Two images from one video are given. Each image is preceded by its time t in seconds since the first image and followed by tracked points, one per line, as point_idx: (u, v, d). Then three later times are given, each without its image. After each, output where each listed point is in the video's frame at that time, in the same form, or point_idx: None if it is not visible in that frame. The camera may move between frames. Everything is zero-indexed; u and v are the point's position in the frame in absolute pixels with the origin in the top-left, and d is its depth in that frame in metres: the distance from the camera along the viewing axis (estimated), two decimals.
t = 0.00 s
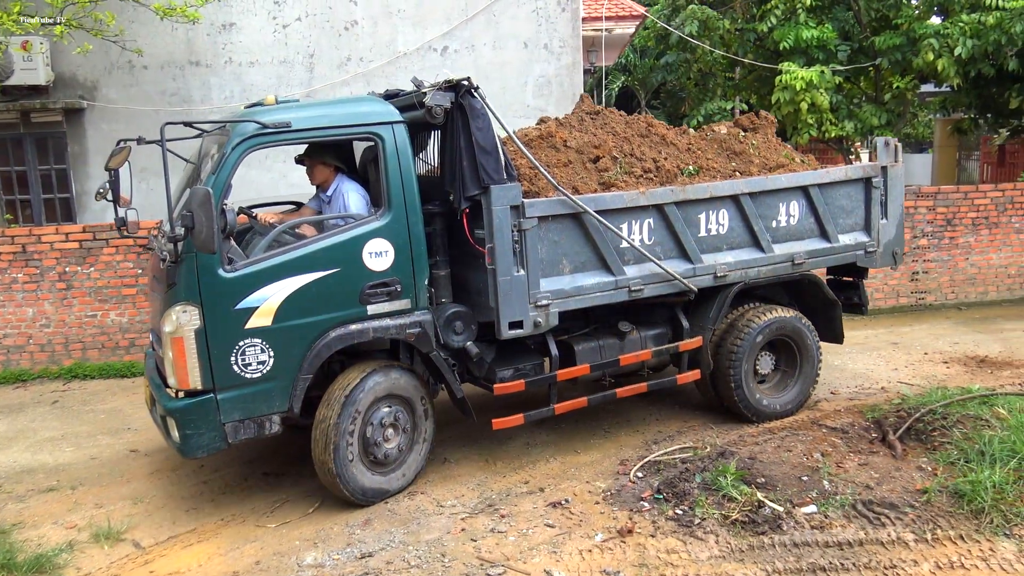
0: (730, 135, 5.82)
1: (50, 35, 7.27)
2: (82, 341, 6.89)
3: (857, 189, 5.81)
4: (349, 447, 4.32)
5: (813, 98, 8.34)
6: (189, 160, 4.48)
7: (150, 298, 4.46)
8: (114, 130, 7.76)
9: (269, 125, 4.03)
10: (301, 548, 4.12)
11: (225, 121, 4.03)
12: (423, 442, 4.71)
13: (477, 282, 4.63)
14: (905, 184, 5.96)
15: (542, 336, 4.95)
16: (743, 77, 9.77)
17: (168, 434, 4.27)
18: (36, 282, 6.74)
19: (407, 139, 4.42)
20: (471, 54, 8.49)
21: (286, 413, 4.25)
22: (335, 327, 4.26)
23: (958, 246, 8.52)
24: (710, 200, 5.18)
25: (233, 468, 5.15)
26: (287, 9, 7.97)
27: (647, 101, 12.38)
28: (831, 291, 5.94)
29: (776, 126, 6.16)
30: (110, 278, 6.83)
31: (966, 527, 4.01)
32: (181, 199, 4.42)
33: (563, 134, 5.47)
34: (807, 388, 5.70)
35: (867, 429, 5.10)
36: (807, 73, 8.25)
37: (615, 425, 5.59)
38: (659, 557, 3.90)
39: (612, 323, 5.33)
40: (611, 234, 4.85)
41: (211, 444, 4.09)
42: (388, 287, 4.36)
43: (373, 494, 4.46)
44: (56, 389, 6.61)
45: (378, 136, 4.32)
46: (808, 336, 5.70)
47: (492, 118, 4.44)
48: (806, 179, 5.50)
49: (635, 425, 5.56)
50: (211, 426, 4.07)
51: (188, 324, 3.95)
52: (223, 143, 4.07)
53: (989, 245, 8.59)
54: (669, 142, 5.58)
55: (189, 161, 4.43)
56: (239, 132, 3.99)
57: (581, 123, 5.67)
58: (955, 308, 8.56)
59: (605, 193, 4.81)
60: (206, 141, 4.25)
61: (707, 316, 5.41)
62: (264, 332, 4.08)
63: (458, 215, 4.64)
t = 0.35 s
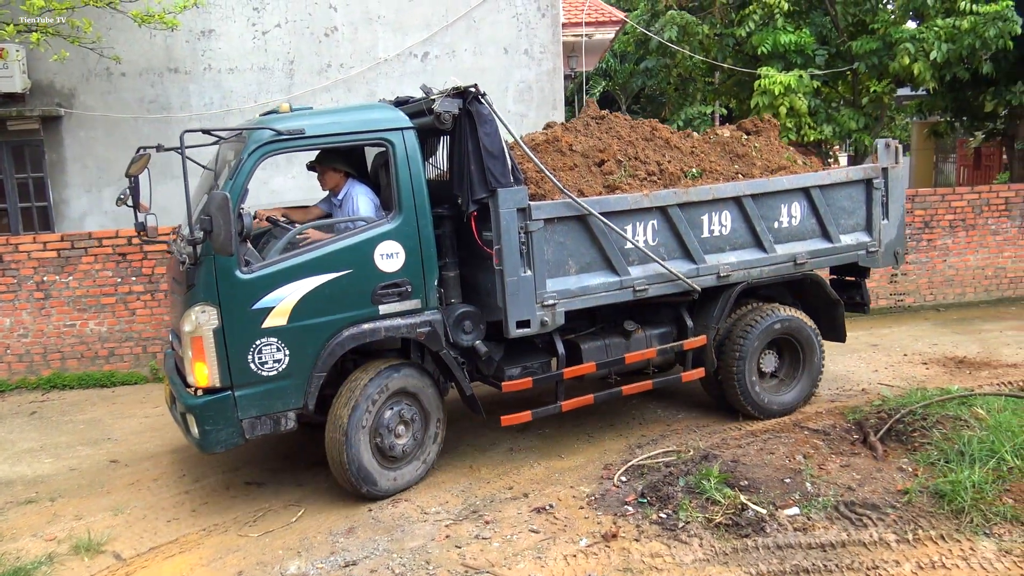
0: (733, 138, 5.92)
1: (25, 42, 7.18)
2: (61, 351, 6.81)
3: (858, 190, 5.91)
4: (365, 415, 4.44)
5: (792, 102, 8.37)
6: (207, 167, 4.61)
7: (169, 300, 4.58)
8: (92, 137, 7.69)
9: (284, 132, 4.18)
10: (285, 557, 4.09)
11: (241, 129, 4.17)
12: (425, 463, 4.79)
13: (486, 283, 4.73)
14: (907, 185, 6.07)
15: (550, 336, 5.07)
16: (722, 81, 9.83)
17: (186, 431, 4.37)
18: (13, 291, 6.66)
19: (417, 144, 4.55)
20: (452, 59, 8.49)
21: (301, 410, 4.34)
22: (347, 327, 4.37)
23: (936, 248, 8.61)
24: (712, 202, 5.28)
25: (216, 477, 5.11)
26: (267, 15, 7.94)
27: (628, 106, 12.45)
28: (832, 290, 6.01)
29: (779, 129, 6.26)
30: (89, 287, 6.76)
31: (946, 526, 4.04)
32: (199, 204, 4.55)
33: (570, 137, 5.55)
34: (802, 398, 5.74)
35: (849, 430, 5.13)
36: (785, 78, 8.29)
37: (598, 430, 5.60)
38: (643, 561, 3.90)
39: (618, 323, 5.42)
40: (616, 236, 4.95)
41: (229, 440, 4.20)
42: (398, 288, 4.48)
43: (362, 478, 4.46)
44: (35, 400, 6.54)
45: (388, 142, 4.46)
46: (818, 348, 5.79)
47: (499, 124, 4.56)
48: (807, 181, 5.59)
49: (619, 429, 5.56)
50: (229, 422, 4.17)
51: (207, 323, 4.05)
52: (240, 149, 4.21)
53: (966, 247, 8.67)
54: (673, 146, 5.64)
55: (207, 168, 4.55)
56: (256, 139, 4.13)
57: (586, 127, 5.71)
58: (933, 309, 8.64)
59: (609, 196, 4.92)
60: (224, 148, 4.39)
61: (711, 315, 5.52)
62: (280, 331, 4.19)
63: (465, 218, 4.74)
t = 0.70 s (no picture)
0: (728, 143, 6.04)
1: None
2: (32, 359, 6.70)
3: (851, 194, 5.95)
4: (379, 389, 4.60)
5: (766, 109, 8.44)
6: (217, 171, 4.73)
7: (180, 300, 4.70)
8: (64, 142, 7.59)
9: (290, 137, 4.27)
10: (260, 566, 4.05)
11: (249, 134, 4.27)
12: (410, 478, 4.83)
13: (486, 283, 4.82)
14: (898, 189, 6.09)
15: (548, 335, 5.17)
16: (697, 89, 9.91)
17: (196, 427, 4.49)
18: None
19: (419, 149, 4.63)
20: (428, 65, 8.49)
21: (307, 406, 4.47)
22: (351, 326, 4.47)
23: (908, 253, 8.72)
24: (707, 205, 5.34)
25: (190, 486, 5.05)
26: (242, 21, 7.90)
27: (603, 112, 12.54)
28: (827, 291, 6.08)
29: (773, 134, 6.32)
30: (60, 294, 6.65)
31: (919, 528, 4.08)
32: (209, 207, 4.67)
33: (569, 143, 5.68)
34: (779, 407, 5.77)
35: (823, 434, 5.18)
36: (759, 84, 8.36)
37: (576, 435, 5.60)
38: (621, 565, 3.90)
39: (616, 322, 5.50)
40: (612, 238, 5.01)
41: (236, 435, 4.32)
42: (401, 288, 4.57)
43: (351, 448, 4.52)
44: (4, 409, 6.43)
45: (391, 146, 4.54)
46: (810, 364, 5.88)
47: (499, 129, 4.62)
48: (800, 184, 5.64)
49: (597, 434, 5.57)
50: (237, 417, 4.29)
51: (215, 322, 4.18)
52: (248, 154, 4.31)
53: (937, 252, 8.79)
54: (670, 150, 5.78)
55: (215, 172, 4.68)
56: (263, 143, 4.22)
57: (585, 132, 5.85)
58: (905, 313, 8.75)
59: (606, 198, 4.97)
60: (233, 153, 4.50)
61: (706, 315, 5.54)
62: (286, 330, 4.30)
63: (466, 220, 4.83)
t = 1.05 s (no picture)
0: (717, 147, 6.07)
1: None
2: None
3: (837, 196, 6.11)
4: (397, 377, 4.78)
5: (735, 115, 8.49)
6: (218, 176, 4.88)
7: (182, 302, 4.80)
8: (28, 147, 7.46)
9: (292, 141, 4.39)
10: None
11: (252, 138, 4.39)
12: (381, 483, 4.80)
13: (482, 284, 4.93)
14: (883, 193, 6.29)
15: (543, 334, 5.26)
16: (666, 95, 9.99)
17: (199, 426, 4.57)
18: None
19: (417, 153, 4.76)
20: (399, 70, 8.43)
21: (309, 404, 4.56)
22: (351, 325, 4.57)
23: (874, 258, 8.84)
24: (698, 207, 5.45)
25: (158, 496, 4.97)
26: (210, 24, 7.83)
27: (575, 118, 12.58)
28: (814, 291, 6.22)
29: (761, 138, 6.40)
30: (24, 301, 6.53)
31: (887, 530, 4.13)
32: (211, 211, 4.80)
33: (562, 146, 5.71)
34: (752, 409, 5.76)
35: (792, 437, 5.23)
36: (728, 91, 8.43)
37: (549, 440, 5.60)
38: (593, 570, 3.90)
39: (610, 322, 5.62)
40: (605, 239, 5.12)
41: (239, 432, 4.40)
42: (400, 288, 4.68)
43: (347, 415, 4.61)
44: None
45: (390, 150, 4.66)
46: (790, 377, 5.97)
47: (495, 132, 4.72)
48: (788, 187, 5.78)
49: (569, 439, 5.58)
50: (240, 415, 4.37)
51: (219, 321, 4.27)
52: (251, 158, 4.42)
53: (902, 256, 8.93)
54: (661, 154, 5.80)
55: (215, 177, 4.84)
56: (266, 147, 4.34)
57: (578, 137, 5.86)
58: (872, 317, 8.86)
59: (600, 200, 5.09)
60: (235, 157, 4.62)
61: (697, 316, 5.65)
62: (288, 329, 4.39)
63: (463, 222, 4.94)
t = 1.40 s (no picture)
0: (711, 150, 6.21)
1: None
2: None
3: (830, 197, 6.24)
4: (423, 383, 4.92)
5: (708, 119, 8.54)
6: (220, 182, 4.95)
7: (188, 306, 4.85)
8: None
9: (297, 147, 4.45)
10: None
11: (257, 144, 4.44)
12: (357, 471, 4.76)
13: (483, 286, 5.00)
14: (874, 194, 6.39)
15: (543, 335, 5.35)
16: (639, 100, 10.05)
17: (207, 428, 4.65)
18: None
19: (419, 159, 4.84)
20: (371, 77, 8.34)
21: (315, 405, 4.62)
22: (356, 327, 4.63)
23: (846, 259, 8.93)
24: (693, 209, 5.56)
25: (131, 509, 4.89)
26: (180, 31, 7.75)
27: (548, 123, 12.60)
28: (807, 291, 6.33)
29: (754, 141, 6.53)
30: None
31: (862, 529, 4.16)
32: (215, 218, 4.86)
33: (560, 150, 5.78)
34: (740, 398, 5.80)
35: (768, 438, 5.26)
36: (700, 95, 8.48)
37: (528, 445, 5.60)
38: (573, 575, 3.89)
39: (608, 323, 5.70)
40: (604, 241, 5.21)
41: (248, 434, 4.46)
42: (403, 291, 4.75)
43: (362, 389, 4.71)
44: None
45: (392, 155, 4.74)
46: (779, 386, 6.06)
47: (495, 138, 4.83)
48: (782, 189, 5.90)
49: (547, 444, 5.56)
50: (248, 416, 4.44)
51: (227, 324, 4.33)
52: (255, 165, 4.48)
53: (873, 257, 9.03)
54: (656, 158, 5.87)
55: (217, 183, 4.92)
56: (271, 153, 4.40)
57: (575, 141, 5.91)
58: (844, 317, 8.95)
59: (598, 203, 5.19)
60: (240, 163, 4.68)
61: (694, 315, 5.75)
62: (294, 332, 4.45)
63: (464, 226, 5.01)
